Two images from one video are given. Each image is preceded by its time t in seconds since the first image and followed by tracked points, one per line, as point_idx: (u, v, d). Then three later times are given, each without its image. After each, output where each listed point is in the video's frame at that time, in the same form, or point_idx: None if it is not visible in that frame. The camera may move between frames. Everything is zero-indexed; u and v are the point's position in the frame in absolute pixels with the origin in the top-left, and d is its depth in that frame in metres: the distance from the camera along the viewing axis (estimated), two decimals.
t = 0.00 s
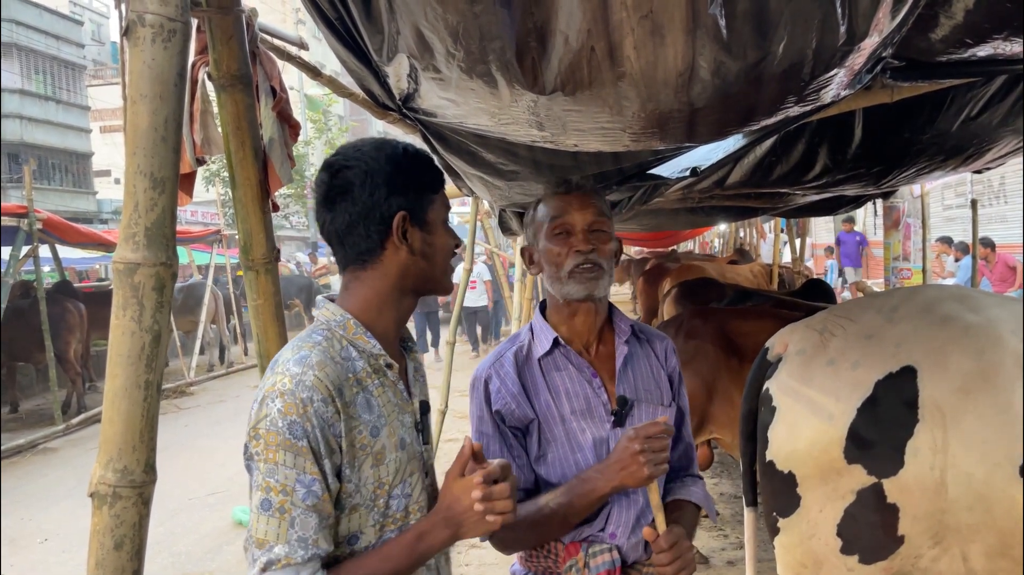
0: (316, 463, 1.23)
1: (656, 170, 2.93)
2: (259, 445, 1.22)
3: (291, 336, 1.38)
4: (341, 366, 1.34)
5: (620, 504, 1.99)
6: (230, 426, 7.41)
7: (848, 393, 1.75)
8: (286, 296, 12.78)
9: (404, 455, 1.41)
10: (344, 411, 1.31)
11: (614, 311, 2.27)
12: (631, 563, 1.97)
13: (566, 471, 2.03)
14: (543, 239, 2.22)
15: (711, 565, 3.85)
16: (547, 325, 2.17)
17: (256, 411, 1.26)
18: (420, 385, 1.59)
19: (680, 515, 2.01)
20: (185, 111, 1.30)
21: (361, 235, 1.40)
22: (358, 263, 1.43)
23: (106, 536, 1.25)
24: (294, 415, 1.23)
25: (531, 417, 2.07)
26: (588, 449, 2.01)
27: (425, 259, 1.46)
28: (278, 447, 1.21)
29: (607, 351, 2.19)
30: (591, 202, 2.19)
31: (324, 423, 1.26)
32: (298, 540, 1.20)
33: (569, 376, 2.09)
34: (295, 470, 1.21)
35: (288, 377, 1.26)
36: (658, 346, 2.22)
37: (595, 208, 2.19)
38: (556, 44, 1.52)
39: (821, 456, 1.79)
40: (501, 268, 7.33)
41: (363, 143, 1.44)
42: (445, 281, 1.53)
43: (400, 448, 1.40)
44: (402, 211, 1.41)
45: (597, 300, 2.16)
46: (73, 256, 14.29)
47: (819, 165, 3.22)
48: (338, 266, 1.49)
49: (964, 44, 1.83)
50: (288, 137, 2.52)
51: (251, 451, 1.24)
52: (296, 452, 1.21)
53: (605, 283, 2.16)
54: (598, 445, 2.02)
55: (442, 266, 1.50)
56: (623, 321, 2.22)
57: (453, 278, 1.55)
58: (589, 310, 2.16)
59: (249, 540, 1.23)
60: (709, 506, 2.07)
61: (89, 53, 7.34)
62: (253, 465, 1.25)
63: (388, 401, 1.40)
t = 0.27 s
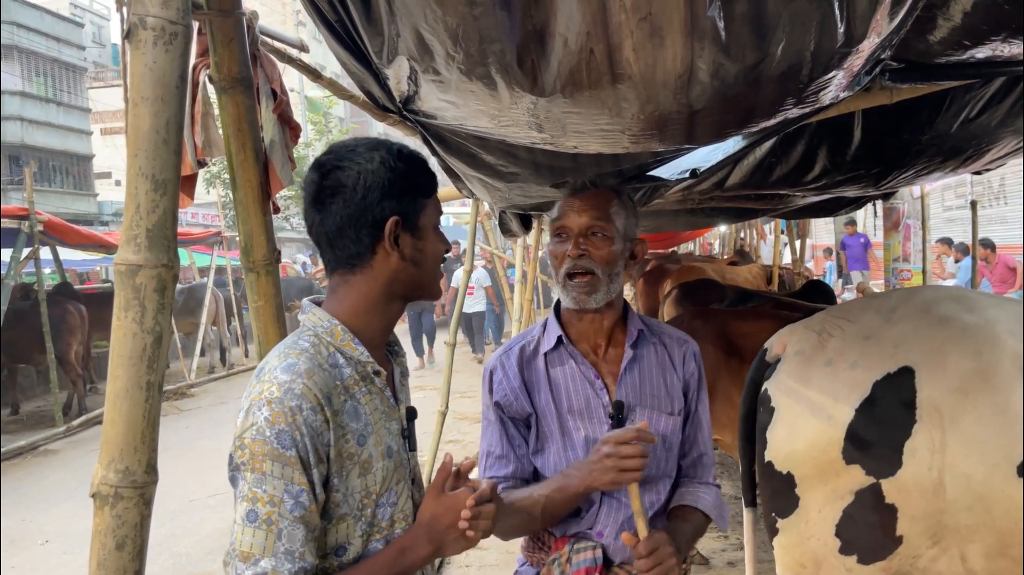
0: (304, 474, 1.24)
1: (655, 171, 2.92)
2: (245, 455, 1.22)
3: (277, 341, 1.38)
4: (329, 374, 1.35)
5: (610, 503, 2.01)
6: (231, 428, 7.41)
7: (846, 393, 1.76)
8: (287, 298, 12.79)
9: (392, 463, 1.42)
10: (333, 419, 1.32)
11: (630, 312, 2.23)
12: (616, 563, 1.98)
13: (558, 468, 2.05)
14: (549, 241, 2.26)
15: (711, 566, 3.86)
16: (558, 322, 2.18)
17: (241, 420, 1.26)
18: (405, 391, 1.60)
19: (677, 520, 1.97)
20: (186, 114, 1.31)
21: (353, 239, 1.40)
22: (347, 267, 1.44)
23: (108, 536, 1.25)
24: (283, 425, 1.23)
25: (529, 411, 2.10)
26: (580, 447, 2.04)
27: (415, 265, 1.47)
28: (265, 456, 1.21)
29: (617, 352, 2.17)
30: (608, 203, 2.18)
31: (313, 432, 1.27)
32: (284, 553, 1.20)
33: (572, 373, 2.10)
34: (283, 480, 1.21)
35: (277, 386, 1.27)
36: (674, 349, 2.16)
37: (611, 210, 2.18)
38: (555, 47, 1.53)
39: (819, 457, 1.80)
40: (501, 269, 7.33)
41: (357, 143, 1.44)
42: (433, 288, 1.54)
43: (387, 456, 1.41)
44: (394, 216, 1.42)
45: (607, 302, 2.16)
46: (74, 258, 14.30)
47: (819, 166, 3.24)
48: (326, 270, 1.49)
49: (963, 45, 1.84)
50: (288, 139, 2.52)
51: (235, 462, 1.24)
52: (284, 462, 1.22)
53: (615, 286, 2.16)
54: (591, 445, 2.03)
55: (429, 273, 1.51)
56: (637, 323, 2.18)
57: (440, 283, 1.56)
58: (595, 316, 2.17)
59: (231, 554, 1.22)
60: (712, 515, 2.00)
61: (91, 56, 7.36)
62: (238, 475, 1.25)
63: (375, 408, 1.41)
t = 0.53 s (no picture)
0: (296, 477, 1.24)
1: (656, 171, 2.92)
2: (236, 459, 1.22)
3: (264, 346, 1.39)
4: (318, 376, 1.34)
5: (614, 501, 2.01)
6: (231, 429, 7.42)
7: (846, 393, 1.78)
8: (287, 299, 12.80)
9: (386, 462, 1.44)
10: (324, 421, 1.32)
11: (664, 312, 2.18)
12: (618, 562, 1.98)
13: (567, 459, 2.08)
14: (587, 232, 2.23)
15: (711, 566, 3.87)
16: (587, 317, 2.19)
17: (232, 425, 1.26)
18: (395, 391, 1.59)
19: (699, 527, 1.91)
20: (188, 115, 1.31)
21: (338, 240, 1.41)
22: (333, 268, 1.44)
23: (108, 537, 1.26)
24: (273, 428, 1.23)
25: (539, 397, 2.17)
26: (589, 442, 2.03)
27: (402, 266, 1.47)
28: (256, 461, 1.21)
29: (643, 353, 2.12)
30: (648, 203, 2.14)
31: (303, 435, 1.27)
32: (279, 557, 1.20)
33: (593, 369, 2.10)
34: (275, 484, 1.22)
35: (266, 390, 1.26)
36: (705, 354, 2.09)
37: (651, 210, 2.13)
38: (555, 48, 1.54)
39: (819, 458, 1.82)
40: (501, 270, 7.33)
41: (343, 143, 1.44)
42: (422, 289, 1.54)
43: (381, 454, 1.42)
44: (379, 216, 1.41)
45: (637, 297, 2.09)
46: (74, 260, 14.30)
47: (818, 167, 3.26)
48: (313, 270, 1.50)
49: (963, 47, 1.84)
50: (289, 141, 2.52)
51: (227, 467, 1.24)
52: (276, 466, 1.22)
53: (647, 282, 2.09)
54: (600, 442, 2.03)
55: (418, 275, 1.50)
56: (666, 323, 2.12)
57: (430, 285, 1.55)
58: (626, 309, 2.11)
59: (226, 559, 1.22)
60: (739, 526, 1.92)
61: (92, 58, 7.36)
62: (231, 480, 1.25)
63: (366, 407, 1.42)
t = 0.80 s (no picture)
0: (286, 479, 1.24)
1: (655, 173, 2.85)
2: (226, 463, 1.23)
3: (257, 349, 1.39)
4: (309, 379, 1.34)
5: (630, 498, 1.81)
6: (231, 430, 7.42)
7: (846, 395, 1.88)
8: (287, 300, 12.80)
9: (380, 463, 1.43)
10: (314, 424, 1.32)
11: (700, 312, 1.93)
12: (632, 559, 1.81)
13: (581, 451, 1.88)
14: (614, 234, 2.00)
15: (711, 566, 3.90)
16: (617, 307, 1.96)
17: (223, 427, 1.27)
18: (391, 393, 1.59)
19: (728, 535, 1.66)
20: (189, 117, 1.31)
21: (327, 242, 1.41)
22: (322, 271, 1.45)
23: (109, 537, 1.26)
24: (262, 432, 1.24)
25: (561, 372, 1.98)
26: (603, 434, 1.84)
27: (391, 268, 1.46)
28: (246, 464, 1.22)
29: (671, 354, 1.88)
30: (680, 202, 1.90)
31: (293, 437, 1.27)
32: (270, 559, 1.21)
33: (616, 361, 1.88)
34: (265, 487, 1.22)
35: (254, 393, 1.27)
36: (740, 357, 1.82)
37: (684, 212, 1.89)
38: (556, 51, 1.55)
39: (820, 458, 1.94)
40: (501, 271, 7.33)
41: (331, 147, 1.45)
42: (415, 291, 1.52)
43: (375, 456, 1.42)
44: (366, 217, 1.41)
45: (663, 302, 1.86)
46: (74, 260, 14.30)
47: (818, 169, 3.27)
48: (306, 274, 1.50)
49: (961, 49, 1.85)
50: (289, 142, 2.53)
51: (218, 470, 1.25)
52: (265, 469, 1.22)
53: (674, 287, 1.86)
54: (616, 435, 1.83)
55: (409, 278, 1.50)
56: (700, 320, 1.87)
57: (423, 287, 1.54)
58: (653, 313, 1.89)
59: (219, 562, 1.24)
60: (774, 536, 1.67)
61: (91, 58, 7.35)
62: (222, 482, 1.26)
63: (359, 410, 1.41)
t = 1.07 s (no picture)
0: (280, 483, 1.24)
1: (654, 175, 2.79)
2: (221, 466, 1.23)
3: (253, 352, 1.39)
4: (304, 382, 1.34)
5: (640, 497, 1.81)
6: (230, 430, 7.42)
7: (846, 397, 1.92)
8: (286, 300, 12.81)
9: (375, 467, 1.43)
10: (309, 427, 1.32)
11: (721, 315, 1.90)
12: (643, 560, 1.81)
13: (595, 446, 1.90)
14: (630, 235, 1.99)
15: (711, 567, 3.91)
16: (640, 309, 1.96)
17: (218, 430, 1.26)
18: (386, 398, 1.58)
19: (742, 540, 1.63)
20: (188, 118, 1.31)
21: (325, 244, 1.41)
22: (321, 273, 1.45)
23: (108, 538, 1.26)
24: (257, 435, 1.24)
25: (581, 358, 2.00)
26: (618, 431, 1.86)
27: (388, 272, 1.46)
28: (241, 467, 1.22)
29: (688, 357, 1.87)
30: (690, 207, 1.86)
31: (288, 441, 1.27)
32: (263, 562, 1.22)
33: (635, 359, 1.90)
34: (259, 490, 1.22)
35: (250, 396, 1.27)
36: (760, 363, 1.78)
37: (694, 218, 1.85)
38: (554, 52, 1.54)
39: (820, 456, 1.98)
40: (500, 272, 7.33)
41: (331, 148, 1.45)
42: (413, 295, 1.52)
43: (370, 460, 1.41)
44: (364, 220, 1.41)
45: (675, 308, 1.86)
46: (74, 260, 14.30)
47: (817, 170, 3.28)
48: (304, 275, 1.49)
49: (960, 51, 1.86)
50: (288, 143, 2.52)
51: (213, 473, 1.25)
52: (259, 472, 1.22)
53: (685, 294, 1.85)
54: (630, 432, 1.84)
55: (406, 282, 1.49)
56: (720, 325, 1.84)
57: (420, 292, 1.53)
58: (667, 316, 1.89)
59: (213, 564, 1.24)
60: (790, 544, 1.62)
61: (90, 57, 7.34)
62: (217, 485, 1.26)
63: (354, 413, 1.41)
